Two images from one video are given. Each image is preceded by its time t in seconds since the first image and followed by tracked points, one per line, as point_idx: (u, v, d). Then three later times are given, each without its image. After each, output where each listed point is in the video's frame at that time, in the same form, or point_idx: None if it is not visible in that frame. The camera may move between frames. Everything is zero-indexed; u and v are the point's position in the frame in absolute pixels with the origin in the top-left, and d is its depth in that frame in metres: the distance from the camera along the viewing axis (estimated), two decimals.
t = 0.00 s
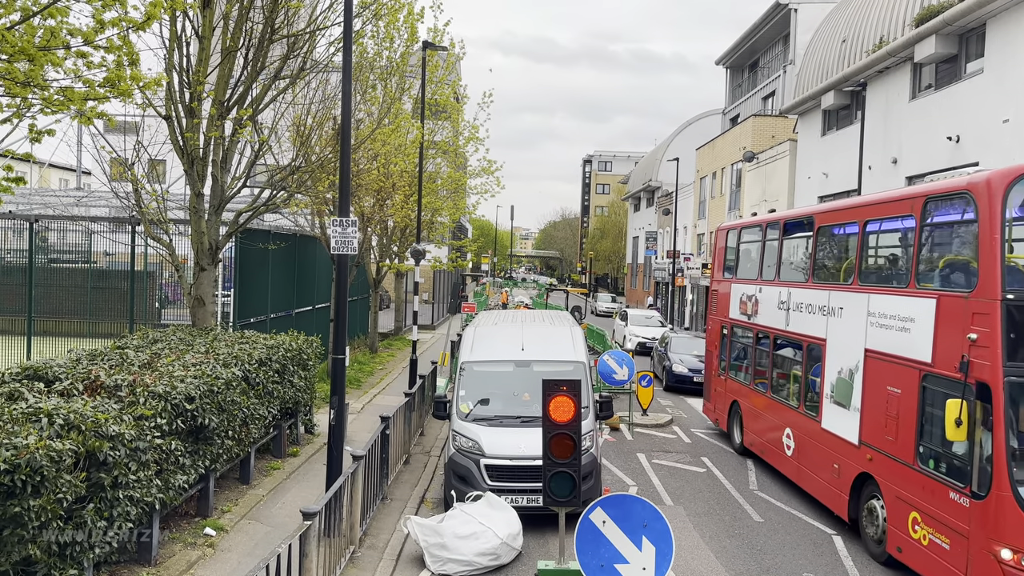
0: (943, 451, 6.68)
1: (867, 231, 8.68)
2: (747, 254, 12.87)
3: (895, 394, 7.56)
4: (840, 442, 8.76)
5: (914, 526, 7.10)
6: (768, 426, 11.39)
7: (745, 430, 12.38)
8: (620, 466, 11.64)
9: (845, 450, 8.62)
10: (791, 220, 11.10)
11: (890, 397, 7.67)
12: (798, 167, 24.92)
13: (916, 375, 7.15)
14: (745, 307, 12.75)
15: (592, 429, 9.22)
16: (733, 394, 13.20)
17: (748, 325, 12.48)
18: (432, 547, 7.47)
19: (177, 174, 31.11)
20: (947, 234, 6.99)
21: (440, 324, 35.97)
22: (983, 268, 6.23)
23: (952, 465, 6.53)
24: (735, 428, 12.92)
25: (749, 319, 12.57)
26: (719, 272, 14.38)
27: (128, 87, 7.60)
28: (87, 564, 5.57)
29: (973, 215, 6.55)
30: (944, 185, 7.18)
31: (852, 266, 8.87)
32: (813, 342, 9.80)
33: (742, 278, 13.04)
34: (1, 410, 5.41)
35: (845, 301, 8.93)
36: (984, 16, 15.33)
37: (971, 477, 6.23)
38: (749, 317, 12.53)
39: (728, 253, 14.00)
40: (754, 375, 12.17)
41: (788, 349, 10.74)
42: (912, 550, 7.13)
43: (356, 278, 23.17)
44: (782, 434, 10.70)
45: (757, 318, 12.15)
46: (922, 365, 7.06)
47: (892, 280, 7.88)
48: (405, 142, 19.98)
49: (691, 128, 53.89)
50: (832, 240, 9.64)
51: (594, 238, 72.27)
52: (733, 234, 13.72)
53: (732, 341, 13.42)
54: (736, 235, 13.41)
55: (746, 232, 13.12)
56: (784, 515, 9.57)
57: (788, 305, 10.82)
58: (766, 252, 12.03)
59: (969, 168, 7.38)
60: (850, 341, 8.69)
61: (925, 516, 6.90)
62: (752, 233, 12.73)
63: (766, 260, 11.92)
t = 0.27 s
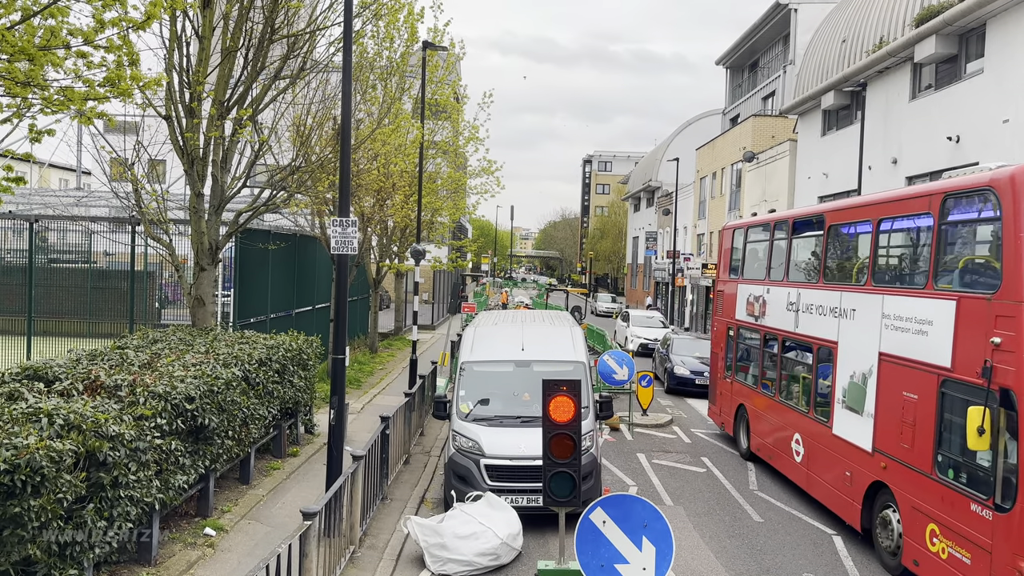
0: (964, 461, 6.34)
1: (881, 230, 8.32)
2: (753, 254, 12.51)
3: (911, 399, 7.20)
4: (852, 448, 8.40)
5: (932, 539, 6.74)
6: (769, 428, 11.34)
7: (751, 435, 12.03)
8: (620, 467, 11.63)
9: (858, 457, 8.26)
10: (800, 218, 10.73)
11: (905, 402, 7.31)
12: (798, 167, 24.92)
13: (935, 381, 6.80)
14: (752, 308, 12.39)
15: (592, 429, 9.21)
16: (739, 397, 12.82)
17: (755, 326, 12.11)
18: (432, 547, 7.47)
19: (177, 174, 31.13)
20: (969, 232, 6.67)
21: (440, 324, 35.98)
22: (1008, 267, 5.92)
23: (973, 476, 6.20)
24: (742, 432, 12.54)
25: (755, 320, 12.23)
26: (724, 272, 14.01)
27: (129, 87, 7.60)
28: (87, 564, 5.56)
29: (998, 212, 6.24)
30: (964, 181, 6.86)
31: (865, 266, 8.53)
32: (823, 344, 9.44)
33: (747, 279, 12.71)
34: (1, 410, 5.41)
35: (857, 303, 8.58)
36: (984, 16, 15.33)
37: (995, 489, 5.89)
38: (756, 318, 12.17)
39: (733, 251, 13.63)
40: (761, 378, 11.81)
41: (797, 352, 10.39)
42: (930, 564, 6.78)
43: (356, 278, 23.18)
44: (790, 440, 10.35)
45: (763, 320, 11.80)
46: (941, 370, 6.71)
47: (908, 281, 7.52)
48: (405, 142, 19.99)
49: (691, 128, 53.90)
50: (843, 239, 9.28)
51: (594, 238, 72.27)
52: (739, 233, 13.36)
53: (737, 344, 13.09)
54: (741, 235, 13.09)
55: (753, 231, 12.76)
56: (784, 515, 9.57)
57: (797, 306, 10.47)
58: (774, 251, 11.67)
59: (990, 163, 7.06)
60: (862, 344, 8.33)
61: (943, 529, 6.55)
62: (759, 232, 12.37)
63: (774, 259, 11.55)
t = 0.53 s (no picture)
0: (986, 471, 6.06)
1: (895, 228, 8.03)
2: (761, 254, 12.22)
3: (929, 406, 6.91)
4: (866, 455, 8.08)
5: (950, 552, 6.45)
6: (777, 432, 11.00)
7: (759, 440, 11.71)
8: (620, 467, 11.64)
9: (872, 465, 7.95)
10: (810, 217, 10.44)
11: (923, 408, 7.01)
12: (798, 167, 24.93)
13: (955, 386, 6.52)
14: (760, 310, 12.09)
15: (592, 429, 9.22)
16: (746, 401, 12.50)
17: (762, 328, 11.82)
18: (432, 547, 7.47)
19: (177, 174, 31.13)
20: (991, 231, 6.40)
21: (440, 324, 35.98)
22: None
23: (998, 488, 5.91)
24: (749, 437, 12.23)
25: (763, 323, 11.92)
26: (730, 273, 13.73)
27: (129, 87, 7.60)
28: (88, 564, 5.57)
29: None
30: (986, 177, 6.59)
31: (879, 266, 8.22)
32: (834, 347, 9.14)
33: (755, 280, 12.42)
34: (1, 410, 5.41)
35: (871, 304, 8.27)
36: (984, 16, 15.34)
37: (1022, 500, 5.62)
38: (763, 319, 11.87)
39: (740, 251, 13.36)
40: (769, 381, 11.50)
41: (807, 354, 10.09)
42: None
43: (355, 278, 23.19)
44: (800, 445, 10.01)
45: (772, 322, 11.50)
46: (962, 375, 6.43)
47: (925, 281, 7.23)
48: (405, 142, 20.00)
49: (691, 128, 53.91)
50: (855, 238, 8.99)
51: (594, 238, 72.26)
52: (745, 232, 13.08)
53: (745, 346, 12.78)
54: (749, 236, 12.80)
55: (760, 231, 12.48)
56: (784, 515, 9.58)
57: (806, 307, 10.17)
58: (782, 250, 11.38)
59: (1012, 159, 6.78)
60: (876, 347, 8.03)
61: (964, 542, 6.26)
62: (767, 231, 12.08)
63: (782, 260, 11.26)
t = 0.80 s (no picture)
0: (1012, 483, 5.64)
1: (912, 226, 7.63)
2: (768, 254, 11.82)
3: (950, 412, 6.49)
4: (882, 463, 7.65)
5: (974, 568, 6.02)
6: (786, 439, 10.58)
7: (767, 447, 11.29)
8: (620, 467, 11.64)
9: (887, 473, 7.53)
10: (820, 216, 10.03)
11: (943, 414, 6.59)
12: (798, 167, 24.92)
13: (978, 391, 6.10)
14: (767, 312, 11.68)
15: (592, 429, 9.22)
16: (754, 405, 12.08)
17: (769, 331, 11.44)
18: (432, 547, 7.47)
19: (176, 174, 31.17)
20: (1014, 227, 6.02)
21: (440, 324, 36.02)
22: None
23: None
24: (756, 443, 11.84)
25: (770, 325, 11.53)
26: (736, 274, 13.33)
27: (129, 86, 7.60)
28: (88, 564, 5.57)
29: None
30: (1010, 171, 6.21)
31: (895, 266, 7.82)
32: (846, 350, 8.72)
33: (761, 282, 12.05)
34: (1, 410, 5.41)
35: (885, 306, 7.87)
36: (985, 16, 15.34)
37: None
38: (771, 322, 11.45)
39: (746, 252, 12.97)
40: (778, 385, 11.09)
41: (817, 358, 9.69)
42: None
43: (355, 279, 23.21)
44: (812, 453, 9.58)
45: (779, 324, 11.10)
46: (986, 380, 6.01)
47: (946, 281, 6.83)
48: (405, 142, 20.01)
49: (691, 128, 53.93)
50: (869, 237, 8.58)
51: (594, 238, 72.30)
52: (752, 232, 12.68)
53: (751, 350, 12.38)
54: (754, 236, 12.43)
55: (768, 230, 12.08)
56: (784, 515, 9.58)
57: (817, 309, 9.76)
58: (791, 250, 10.98)
59: None
60: (891, 350, 7.62)
61: (989, 558, 5.84)
62: (774, 230, 11.68)
63: (791, 259, 10.85)
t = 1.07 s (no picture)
0: None
1: (932, 223, 7.20)
2: (777, 254, 11.36)
3: (973, 423, 6.05)
4: (898, 474, 7.21)
5: None
6: (796, 446, 10.14)
7: (776, 454, 10.86)
8: (621, 467, 11.64)
9: (905, 485, 7.08)
10: (834, 213, 9.58)
11: (966, 424, 6.14)
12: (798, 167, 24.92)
13: (1004, 401, 5.67)
14: (776, 313, 11.22)
15: (592, 429, 9.21)
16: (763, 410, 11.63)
17: (779, 333, 11.00)
18: (432, 547, 7.47)
19: (176, 174, 31.16)
20: None
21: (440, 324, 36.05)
22: None
23: None
24: (764, 449, 11.43)
25: (780, 328, 11.08)
26: (744, 275, 12.87)
27: (129, 86, 7.60)
28: (88, 565, 5.57)
29: None
30: None
31: (914, 266, 7.38)
32: (859, 354, 8.29)
33: (770, 282, 11.61)
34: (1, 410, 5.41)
35: (903, 309, 7.43)
36: (985, 16, 15.33)
37: None
38: (781, 323, 11.00)
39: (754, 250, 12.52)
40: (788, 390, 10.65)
41: (829, 362, 9.25)
42: None
43: (355, 279, 23.22)
44: (824, 462, 9.14)
45: (789, 327, 10.65)
46: (1013, 390, 5.57)
47: (969, 282, 6.42)
48: (405, 142, 20.01)
49: (691, 128, 53.94)
50: (885, 236, 8.14)
51: (594, 238, 72.31)
52: (760, 231, 12.22)
53: (759, 352, 11.94)
54: (763, 235, 11.99)
55: (777, 229, 11.62)
56: (784, 515, 9.58)
57: (829, 311, 9.31)
58: (801, 249, 10.52)
59: None
60: (909, 355, 7.18)
61: None
62: (784, 229, 11.23)
63: (802, 259, 10.40)
